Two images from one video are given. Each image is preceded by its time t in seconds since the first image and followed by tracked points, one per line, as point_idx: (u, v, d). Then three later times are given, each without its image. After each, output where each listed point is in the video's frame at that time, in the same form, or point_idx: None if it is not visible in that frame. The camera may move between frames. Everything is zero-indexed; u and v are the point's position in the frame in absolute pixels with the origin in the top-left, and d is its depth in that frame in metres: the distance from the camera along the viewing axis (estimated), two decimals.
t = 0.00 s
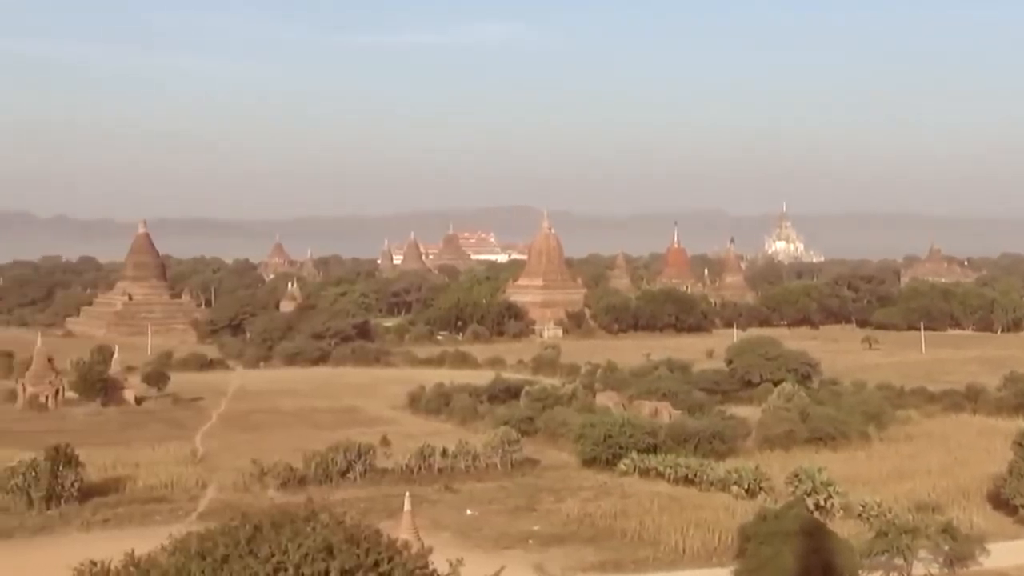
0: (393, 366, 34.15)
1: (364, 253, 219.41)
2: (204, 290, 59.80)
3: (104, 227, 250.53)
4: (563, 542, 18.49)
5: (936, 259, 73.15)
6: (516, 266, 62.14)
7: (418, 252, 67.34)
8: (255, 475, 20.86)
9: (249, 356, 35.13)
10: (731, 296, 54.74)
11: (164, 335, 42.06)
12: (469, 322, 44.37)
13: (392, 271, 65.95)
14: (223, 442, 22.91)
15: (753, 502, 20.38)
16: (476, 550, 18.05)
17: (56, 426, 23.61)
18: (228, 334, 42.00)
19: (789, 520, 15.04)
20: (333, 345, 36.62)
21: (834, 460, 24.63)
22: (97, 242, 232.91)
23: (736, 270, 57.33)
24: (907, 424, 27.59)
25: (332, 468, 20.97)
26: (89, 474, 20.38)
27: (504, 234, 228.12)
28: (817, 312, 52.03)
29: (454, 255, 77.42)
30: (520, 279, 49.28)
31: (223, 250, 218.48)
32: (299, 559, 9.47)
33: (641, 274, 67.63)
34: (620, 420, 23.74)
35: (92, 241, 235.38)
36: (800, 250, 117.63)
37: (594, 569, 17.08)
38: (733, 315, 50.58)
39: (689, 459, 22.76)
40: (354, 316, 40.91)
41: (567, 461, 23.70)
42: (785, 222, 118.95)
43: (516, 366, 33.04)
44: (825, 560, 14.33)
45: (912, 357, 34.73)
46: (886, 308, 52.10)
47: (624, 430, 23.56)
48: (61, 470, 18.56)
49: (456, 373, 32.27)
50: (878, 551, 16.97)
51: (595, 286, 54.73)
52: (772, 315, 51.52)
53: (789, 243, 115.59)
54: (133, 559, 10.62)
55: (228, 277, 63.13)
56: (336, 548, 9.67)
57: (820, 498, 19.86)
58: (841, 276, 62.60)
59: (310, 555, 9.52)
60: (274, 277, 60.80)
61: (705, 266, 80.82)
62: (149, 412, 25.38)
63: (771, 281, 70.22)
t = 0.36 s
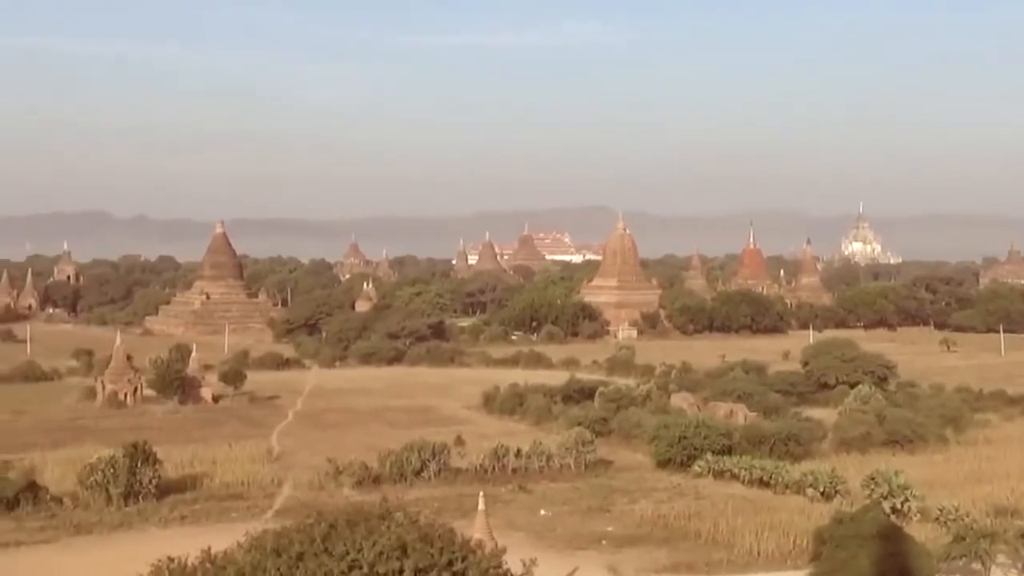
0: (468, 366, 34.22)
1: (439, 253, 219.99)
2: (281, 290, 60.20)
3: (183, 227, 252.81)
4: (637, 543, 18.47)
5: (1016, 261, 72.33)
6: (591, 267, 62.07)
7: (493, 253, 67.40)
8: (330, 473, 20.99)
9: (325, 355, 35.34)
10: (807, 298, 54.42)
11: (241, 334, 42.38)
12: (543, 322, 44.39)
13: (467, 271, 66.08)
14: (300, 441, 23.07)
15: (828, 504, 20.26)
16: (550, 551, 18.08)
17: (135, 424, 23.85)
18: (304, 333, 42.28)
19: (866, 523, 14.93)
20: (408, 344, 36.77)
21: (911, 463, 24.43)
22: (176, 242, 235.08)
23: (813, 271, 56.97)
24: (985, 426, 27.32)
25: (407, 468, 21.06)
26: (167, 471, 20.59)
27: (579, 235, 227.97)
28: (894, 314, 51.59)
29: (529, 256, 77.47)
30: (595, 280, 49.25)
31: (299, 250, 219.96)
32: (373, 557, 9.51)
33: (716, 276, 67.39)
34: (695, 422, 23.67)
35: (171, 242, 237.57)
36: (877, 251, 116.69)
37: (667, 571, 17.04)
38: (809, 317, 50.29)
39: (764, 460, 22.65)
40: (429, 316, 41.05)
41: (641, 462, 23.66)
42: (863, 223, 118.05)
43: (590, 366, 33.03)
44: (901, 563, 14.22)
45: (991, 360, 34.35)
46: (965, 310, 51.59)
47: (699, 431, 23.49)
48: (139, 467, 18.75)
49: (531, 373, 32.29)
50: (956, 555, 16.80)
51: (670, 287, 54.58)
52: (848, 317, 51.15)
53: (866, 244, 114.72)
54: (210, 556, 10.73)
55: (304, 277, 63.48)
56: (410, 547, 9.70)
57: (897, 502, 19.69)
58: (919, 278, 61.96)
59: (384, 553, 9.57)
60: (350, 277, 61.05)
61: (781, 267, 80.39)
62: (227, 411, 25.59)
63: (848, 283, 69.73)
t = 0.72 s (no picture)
0: (545, 364, 34.22)
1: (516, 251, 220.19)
2: (359, 288, 60.47)
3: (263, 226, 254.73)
4: (715, 543, 18.40)
5: None
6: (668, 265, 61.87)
7: (571, 251, 67.36)
8: (408, 470, 21.07)
9: (403, 352, 35.47)
10: (887, 297, 53.97)
11: (320, 331, 42.61)
12: (621, 320, 44.28)
13: (545, 269, 66.09)
14: (378, 437, 23.17)
15: (908, 505, 20.07)
16: (626, 550, 18.04)
17: (215, 420, 24.05)
18: (382, 331, 42.44)
19: (947, 524, 14.79)
20: (485, 342, 36.83)
21: (993, 465, 24.14)
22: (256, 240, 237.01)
23: (893, 270, 56.46)
24: None
25: (484, 465, 21.10)
26: (247, 467, 20.74)
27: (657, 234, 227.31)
28: (976, 314, 51.01)
29: (607, 254, 77.34)
30: (673, 278, 49.08)
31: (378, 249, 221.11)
32: (449, 554, 9.51)
33: (796, 274, 66.90)
34: (773, 422, 23.53)
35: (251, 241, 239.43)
36: (959, 250, 115.48)
37: (746, 571, 16.96)
38: (889, 317, 49.86)
39: (843, 461, 22.47)
40: (507, 314, 41.08)
41: (719, 461, 23.56)
42: (945, 222, 116.86)
43: (668, 365, 32.92)
44: (983, 564, 14.06)
45: None
46: None
47: (777, 431, 23.33)
48: (219, 462, 18.90)
49: (608, 371, 32.24)
50: None
51: (749, 286, 54.31)
52: (930, 317, 50.65)
53: (948, 243, 113.58)
54: (288, 551, 10.78)
55: (383, 274, 63.74)
56: (487, 544, 9.69)
57: (978, 504, 19.46)
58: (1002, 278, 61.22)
59: (461, 550, 9.57)
60: (428, 275, 61.24)
61: (862, 266, 79.71)
62: (305, 407, 25.73)
63: (930, 282, 69.07)
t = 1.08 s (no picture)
0: (626, 360, 34.13)
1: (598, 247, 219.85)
2: (441, 283, 60.61)
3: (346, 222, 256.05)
4: (798, 540, 18.27)
5: None
6: (751, 261, 61.52)
7: (652, 247, 67.12)
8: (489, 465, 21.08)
9: (484, 348, 35.51)
10: (974, 293, 53.32)
11: (402, 326, 42.76)
12: (703, 316, 44.10)
13: (627, 265, 65.92)
14: (459, 432, 23.21)
15: (995, 505, 19.82)
16: (708, 547, 17.95)
17: (298, 414, 24.19)
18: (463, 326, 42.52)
19: None
20: (566, 338, 36.80)
21: None
22: (338, 236, 238.29)
23: (980, 266, 55.78)
24: None
25: (565, 461, 21.08)
26: (329, 461, 20.85)
27: (739, 230, 226.03)
28: None
29: (689, 250, 77.00)
30: (756, 274, 48.82)
31: (460, 245, 221.57)
32: (531, 550, 9.51)
33: (881, 271, 66.26)
34: (857, 419, 23.32)
35: (334, 236, 240.74)
36: None
37: (829, 569, 16.82)
38: (976, 314, 49.25)
39: (928, 459, 22.23)
40: (588, 310, 41.00)
41: (802, 458, 23.39)
42: None
43: (750, 361, 32.72)
44: None
45: None
46: None
47: (861, 429, 23.13)
48: (302, 456, 19.01)
49: (690, 367, 32.11)
50: None
51: (833, 282, 53.86)
52: (1017, 313, 49.97)
53: None
54: (369, 545, 10.82)
55: (464, 270, 63.85)
56: (569, 540, 9.67)
57: None
58: None
59: (542, 546, 9.56)
60: (510, 270, 61.25)
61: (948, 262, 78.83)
62: (387, 402, 25.83)
63: (1018, 279, 68.15)
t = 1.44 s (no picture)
0: (715, 356, 34.00)
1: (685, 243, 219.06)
2: (529, 279, 60.69)
3: (433, 219, 256.91)
4: (889, 539, 18.08)
5: None
6: (841, 257, 61.00)
7: (741, 241, 66.75)
8: (577, 461, 21.06)
9: (572, 343, 35.53)
10: None
11: (490, 322, 42.83)
12: (792, 312, 43.81)
13: (715, 260, 65.63)
14: (547, 428, 23.20)
15: None
16: (798, 544, 17.81)
17: (387, 410, 24.29)
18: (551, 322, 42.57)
19: None
20: (655, 334, 36.72)
21: None
22: (426, 233, 239.15)
23: None
24: None
25: (654, 457, 21.00)
26: (418, 456, 20.92)
27: (829, 225, 224.30)
28: None
29: (778, 245, 76.52)
30: (846, 269, 48.42)
31: (547, 241, 221.59)
32: (620, 546, 9.45)
33: (974, 265, 65.48)
34: (950, 416, 23.04)
35: (422, 233, 241.66)
36: None
37: (921, 568, 16.62)
38: None
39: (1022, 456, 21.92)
40: (677, 306, 40.87)
41: (893, 455, 23.15)
42: None
43: (840, 358, 32.45)
44: None
45: None
46: None
47: (953, 426, 22.84)
48: (391, 451, 19.09)
49: (780, 363, 31.91)
50: None
51: (925, 277, 53.30)
52: None
53: None
54: (458, 540, 10.83)
55: (552, 266, 63.86)
56: (657, 537, 9.59)
57: None
58: None
59: (631, 542, 9.49)
60: (598, 266, 61.21)
61: None
62: (475, 398, 25.88)
63: None
